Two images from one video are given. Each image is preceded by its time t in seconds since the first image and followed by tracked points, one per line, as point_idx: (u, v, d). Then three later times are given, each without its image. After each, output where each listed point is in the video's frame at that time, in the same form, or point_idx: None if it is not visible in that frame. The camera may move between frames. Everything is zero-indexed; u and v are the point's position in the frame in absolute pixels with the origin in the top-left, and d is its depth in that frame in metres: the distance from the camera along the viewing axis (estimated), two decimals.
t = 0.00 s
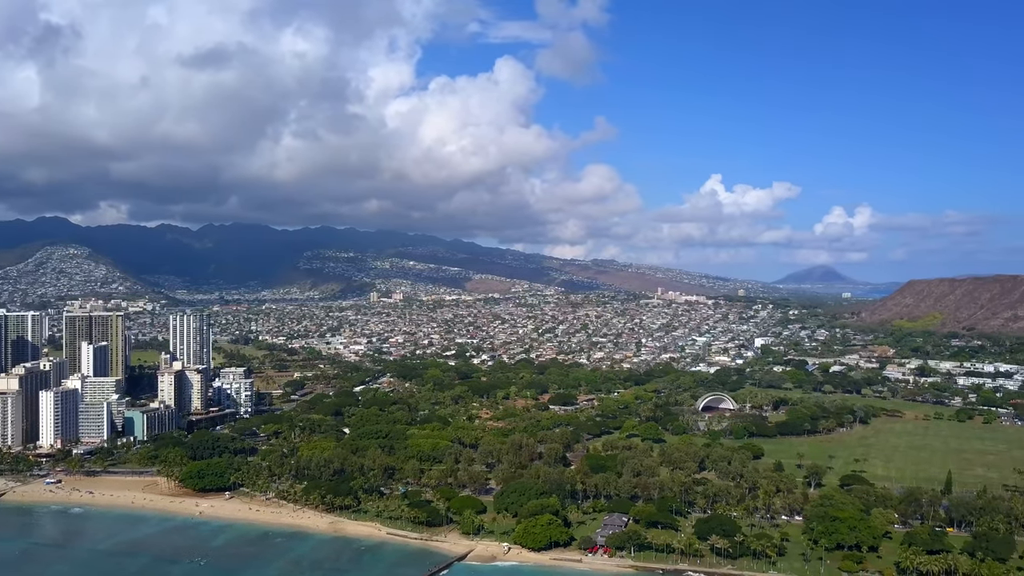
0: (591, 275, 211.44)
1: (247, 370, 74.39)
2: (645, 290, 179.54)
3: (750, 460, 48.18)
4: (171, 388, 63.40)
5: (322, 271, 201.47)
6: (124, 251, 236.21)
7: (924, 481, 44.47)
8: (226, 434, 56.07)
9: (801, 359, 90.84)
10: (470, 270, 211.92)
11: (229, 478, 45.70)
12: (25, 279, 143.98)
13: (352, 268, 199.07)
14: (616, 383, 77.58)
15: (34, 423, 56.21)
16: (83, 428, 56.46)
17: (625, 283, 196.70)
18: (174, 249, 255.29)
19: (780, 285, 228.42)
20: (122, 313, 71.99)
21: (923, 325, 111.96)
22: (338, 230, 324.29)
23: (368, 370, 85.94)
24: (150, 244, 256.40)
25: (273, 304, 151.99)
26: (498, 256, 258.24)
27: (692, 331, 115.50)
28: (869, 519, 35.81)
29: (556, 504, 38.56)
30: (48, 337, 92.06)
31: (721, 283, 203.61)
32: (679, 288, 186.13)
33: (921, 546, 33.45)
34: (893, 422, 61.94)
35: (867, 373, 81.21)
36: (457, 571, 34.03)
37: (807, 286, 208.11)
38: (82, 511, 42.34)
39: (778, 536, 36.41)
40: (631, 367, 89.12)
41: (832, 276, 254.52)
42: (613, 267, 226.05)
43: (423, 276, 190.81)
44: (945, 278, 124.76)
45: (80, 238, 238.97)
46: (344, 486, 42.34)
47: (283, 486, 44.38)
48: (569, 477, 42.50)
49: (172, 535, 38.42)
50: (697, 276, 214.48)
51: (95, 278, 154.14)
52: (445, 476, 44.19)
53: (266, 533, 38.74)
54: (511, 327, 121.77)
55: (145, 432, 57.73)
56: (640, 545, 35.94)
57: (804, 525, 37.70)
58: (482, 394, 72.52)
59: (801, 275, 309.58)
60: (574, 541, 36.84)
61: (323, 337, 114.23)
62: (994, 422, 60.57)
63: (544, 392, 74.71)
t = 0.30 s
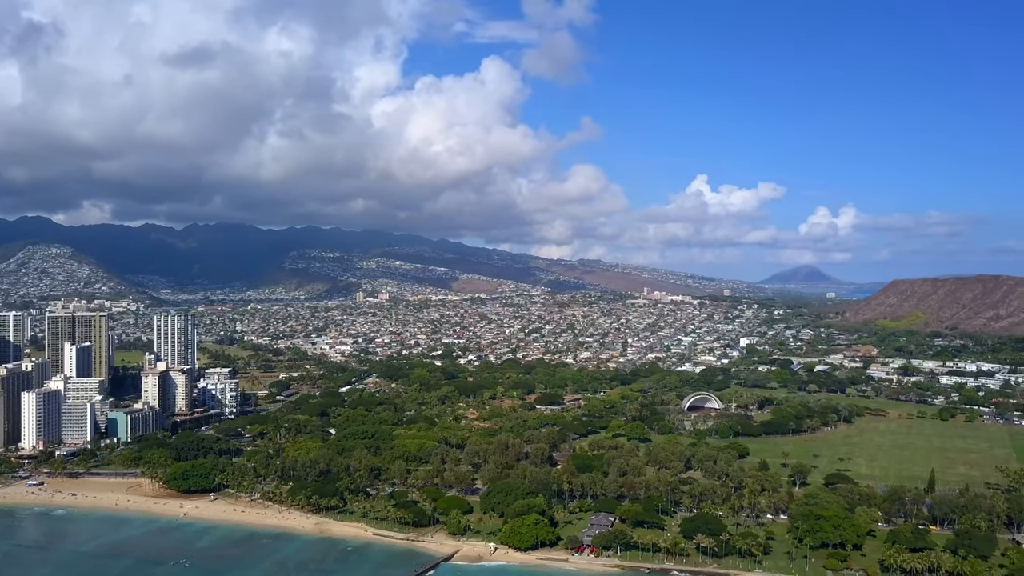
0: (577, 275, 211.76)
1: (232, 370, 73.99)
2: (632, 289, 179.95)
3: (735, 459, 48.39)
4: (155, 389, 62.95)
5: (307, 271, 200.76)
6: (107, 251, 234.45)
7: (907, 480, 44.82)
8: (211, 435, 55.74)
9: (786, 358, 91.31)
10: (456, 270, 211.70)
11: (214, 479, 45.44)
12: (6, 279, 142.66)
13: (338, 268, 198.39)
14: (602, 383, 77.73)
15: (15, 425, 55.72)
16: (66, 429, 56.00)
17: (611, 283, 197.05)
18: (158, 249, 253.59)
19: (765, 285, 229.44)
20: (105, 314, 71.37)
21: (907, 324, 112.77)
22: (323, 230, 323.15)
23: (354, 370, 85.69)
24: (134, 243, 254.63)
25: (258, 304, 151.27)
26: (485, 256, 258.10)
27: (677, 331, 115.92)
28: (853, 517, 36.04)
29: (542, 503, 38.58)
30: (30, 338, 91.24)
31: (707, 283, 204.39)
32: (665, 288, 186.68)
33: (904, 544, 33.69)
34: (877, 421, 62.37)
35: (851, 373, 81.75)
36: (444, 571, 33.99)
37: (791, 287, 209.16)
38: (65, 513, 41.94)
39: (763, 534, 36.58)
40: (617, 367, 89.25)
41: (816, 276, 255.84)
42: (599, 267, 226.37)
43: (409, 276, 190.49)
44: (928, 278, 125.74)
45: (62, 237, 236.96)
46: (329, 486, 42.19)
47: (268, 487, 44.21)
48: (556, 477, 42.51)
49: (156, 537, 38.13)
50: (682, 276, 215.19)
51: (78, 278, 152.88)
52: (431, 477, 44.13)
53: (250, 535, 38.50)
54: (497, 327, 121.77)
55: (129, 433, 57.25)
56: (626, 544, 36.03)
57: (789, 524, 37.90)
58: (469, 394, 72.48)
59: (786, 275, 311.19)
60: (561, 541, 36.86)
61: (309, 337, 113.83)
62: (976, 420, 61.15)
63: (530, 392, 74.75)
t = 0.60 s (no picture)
0: (563, 275, 212.07)
1: (217, 371, 73.58)
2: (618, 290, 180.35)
3: (721, 458, 48.61)
4: (139, 389, 62.51)
5: (293, 271, 200.01)
6: (90, 251, 232.71)
7: (891, 478, 45.19)
8: (195, 436, 55.41)
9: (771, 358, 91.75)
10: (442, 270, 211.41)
11: (198, 481, 45.17)
12: None
13: (324, 268, 197.74)
14: (588, 383, 77.85)
15: None
16: (48, 431, 55.53)
17: (597, 283, 197.39)
18: (142, 248, 251.94)
19: (750, 285, 230.44)
20: (88, 314, 70.86)
21: (890, 324, 113.55)
22: (309, 230, 321.97)
23: (340, 370, 85.45)
24: (117, 243, 252.83)
25: (243, 304, 150.55)
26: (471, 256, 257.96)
27: (663, 331, 116.26)
28: (837, 516, 36.27)
29: (529, 503, 38.60)
30: (12, 339, 90.41)
31: (692, 283, 205.13)
32: (651, 288, 187.18)
33: (888, 542, 33.93)
34: (861, 420, 62.84)
35: (835, 372, 82.26)
36: (430, 571, 33.94)
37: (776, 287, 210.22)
38: (47, 515, 41.58)
39: (748, 533, 36.75)
40: (604, 366, 89.38)
41: (801, 276, 257.50)
42: (585, 267, 226.81)
43: (395, 276, 190.11)
44: (911, 278, 126.72)
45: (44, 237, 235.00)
46: (315, 487, 42.04)
47: (253, 488, 43.99)
48: (542, 477, 42.51)
49: (141, 538, 37.90)
50: (668, 276, 215.90)
51: (61, 278, 151.59)
52: (417, 477, 44.06)
53: (235, 536, 38.31)
54: (484, 327, 121.71)
55: (112, 435, 56.82)
56: (612, 544, 36.09)
57: (774, 523, 38.10)
58: (455, 394, 72.44)
59: (771, 274, 312.89)
60: (547, 541, 36.89)
61: (294, 337, 113.35)
62: (958, 419, 61.72)
63: (517, 392, 74.76)
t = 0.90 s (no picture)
0: (550, 275, 212.30)
1: (202, 372, 73.13)
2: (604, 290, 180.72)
3: (706, 458, 48.80)
4: (123, 390, 62.03)
5: (279, 271, 199.19)
6: (74, 250, 230.91)
7: (875, 477, 45.52)
8: (180, 437, 55.06)
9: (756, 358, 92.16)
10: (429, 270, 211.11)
11: (183, 482, 44.88)
12: None
13: (309, 268, 197.04)
14: (574, 382, 77.94)
15: None
16: (30, 432, 55.05)
17: (584, 283, 197.70)
18: (125, 248, 250.21)
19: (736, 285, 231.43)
20: (71, 314, 70.33)
21: (874, 323, 114.34)
22: (295, 230, 320.70)
23: (325, 371, 85.17)
24: (101, 243, 250.96)
25: (228, 305, 149.82)
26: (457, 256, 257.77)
27: (649, 331, 116.57)
28: (822, 515, 36.50)
29: (515, 503, 38.61)
30: None
31: (678, 283, 205.83)
32: (637, 288, 187.70)
33: (872, 540, 34.17)
34: (846, 419, 63.27)
35: (820, 371, 82.77)
36: (417, 572, 33.91)
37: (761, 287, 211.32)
38: (29, 517, 41.21)
39: (734, 532, 36.90)
40: (590, 366, 89.50)
41: (786, 275, 259.12)
42: (571, 267, 227.12)
43: (381, 276, 189.70)
44: (895, 278, 127.68)
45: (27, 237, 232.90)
46: (301, 488, 41.88)
47: (239, 489, 43.77)
48: (529, 477, 42.52)
49: (125, 540, 37.64)
50: (654, 276, 216.58)
51: (44, 278, 150.26)
52: (404, 478, 43.99)
53: (220, 538, 38.10)
54: (470, 328, 121.59)
55: (95, 436, 56.36)
56: (599, 544, 36.15)
57: (759, 522, 38.29)
58: (441, 394, 72.37)
59: (757, 274, 314.14)
60: (534, 541, 36.90)
61: (280, 338, 112.84)
62: (941, 418, 62.27)
63: (503, 392, 74.76)
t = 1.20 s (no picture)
0: (536, 275, 212.49)
1: (186, 372, 72.66)
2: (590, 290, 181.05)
3: (692, 457, 48.97)
4: (107, 391, 61.53)
5: (264, 271, 198.34)
6: (56, 250, 229.06)
7: (859, 476, 45.79)
8: (164, 438, 54.67)
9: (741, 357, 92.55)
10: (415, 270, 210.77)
11: (167, 484, 44.57)
12: None
13: (295, 269, 196.26)
14: (561, 382, 78.00)
15: None
16: (12, 434, 54.53)
17: (570, 283, 197.98)
18: (109, 248, 248.38)
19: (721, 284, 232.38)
20: (54, 315, 69.84)
21: (858, 323, 115.09)
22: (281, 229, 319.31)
23: (311, 371, 84.84)
24: (84, 243, 249.06)
25: (213, 305, 149.00)
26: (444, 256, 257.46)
27: (635, 331, 116.83)
28: (806, 514, 36.70)
29: (502, 504, 38.60)
30: None
31: (664, 283, 206.55)
32: (623, 288, 188.19)
33: (856, 539, 34.37)
34: (831, 419, 63.64)
35: (805, 371, 83.18)
36: (403, 572, 33.85)
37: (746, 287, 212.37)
38: (11, 520, 40.80)
39: (719, 532, 37.03)
40: (576, 366, 89.59)
41: (771, 275, 260.59)
42: (558, 267, 227.41)
43: (367, 276, 189.24)
44: (879, 278, 128.60)
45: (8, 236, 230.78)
46: (287, 489, 41.71)
47: (224, 491, 43.52)
48: (516, 477, 42.53)
49: (109, 543, 37.34)
50: (640, 277, 217.23)
51: (26, 279, 148.89)
52: (391, 478, 43.89)
53: (205, 540, 37.88)
54: (457, 328, 121.46)
55: (79, 438, 55.89)
56: (585, 544, 36.18)
57: (745, 521, 38.46)
58: (428, 395, 72.23)
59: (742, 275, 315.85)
60: (520, 541, 36.91)
61: (265, 338, 112.36)
62: (925, 417, 62.73)
63: (490, 392, 74.71)
